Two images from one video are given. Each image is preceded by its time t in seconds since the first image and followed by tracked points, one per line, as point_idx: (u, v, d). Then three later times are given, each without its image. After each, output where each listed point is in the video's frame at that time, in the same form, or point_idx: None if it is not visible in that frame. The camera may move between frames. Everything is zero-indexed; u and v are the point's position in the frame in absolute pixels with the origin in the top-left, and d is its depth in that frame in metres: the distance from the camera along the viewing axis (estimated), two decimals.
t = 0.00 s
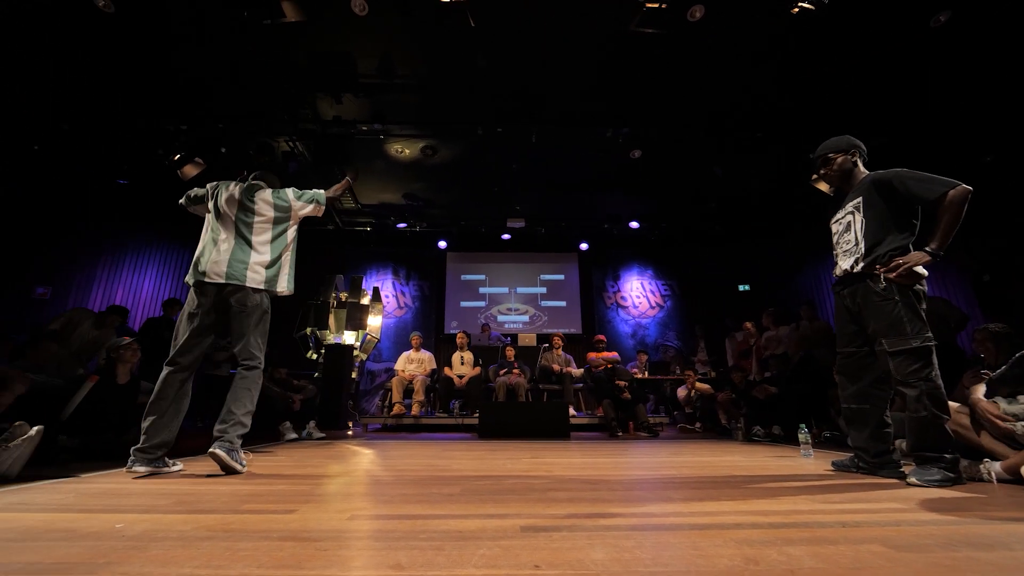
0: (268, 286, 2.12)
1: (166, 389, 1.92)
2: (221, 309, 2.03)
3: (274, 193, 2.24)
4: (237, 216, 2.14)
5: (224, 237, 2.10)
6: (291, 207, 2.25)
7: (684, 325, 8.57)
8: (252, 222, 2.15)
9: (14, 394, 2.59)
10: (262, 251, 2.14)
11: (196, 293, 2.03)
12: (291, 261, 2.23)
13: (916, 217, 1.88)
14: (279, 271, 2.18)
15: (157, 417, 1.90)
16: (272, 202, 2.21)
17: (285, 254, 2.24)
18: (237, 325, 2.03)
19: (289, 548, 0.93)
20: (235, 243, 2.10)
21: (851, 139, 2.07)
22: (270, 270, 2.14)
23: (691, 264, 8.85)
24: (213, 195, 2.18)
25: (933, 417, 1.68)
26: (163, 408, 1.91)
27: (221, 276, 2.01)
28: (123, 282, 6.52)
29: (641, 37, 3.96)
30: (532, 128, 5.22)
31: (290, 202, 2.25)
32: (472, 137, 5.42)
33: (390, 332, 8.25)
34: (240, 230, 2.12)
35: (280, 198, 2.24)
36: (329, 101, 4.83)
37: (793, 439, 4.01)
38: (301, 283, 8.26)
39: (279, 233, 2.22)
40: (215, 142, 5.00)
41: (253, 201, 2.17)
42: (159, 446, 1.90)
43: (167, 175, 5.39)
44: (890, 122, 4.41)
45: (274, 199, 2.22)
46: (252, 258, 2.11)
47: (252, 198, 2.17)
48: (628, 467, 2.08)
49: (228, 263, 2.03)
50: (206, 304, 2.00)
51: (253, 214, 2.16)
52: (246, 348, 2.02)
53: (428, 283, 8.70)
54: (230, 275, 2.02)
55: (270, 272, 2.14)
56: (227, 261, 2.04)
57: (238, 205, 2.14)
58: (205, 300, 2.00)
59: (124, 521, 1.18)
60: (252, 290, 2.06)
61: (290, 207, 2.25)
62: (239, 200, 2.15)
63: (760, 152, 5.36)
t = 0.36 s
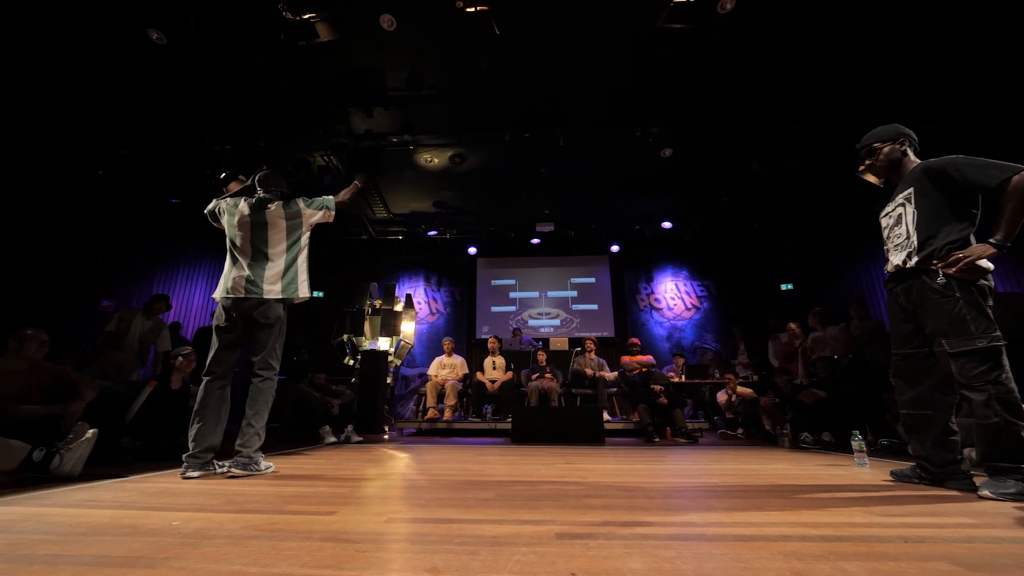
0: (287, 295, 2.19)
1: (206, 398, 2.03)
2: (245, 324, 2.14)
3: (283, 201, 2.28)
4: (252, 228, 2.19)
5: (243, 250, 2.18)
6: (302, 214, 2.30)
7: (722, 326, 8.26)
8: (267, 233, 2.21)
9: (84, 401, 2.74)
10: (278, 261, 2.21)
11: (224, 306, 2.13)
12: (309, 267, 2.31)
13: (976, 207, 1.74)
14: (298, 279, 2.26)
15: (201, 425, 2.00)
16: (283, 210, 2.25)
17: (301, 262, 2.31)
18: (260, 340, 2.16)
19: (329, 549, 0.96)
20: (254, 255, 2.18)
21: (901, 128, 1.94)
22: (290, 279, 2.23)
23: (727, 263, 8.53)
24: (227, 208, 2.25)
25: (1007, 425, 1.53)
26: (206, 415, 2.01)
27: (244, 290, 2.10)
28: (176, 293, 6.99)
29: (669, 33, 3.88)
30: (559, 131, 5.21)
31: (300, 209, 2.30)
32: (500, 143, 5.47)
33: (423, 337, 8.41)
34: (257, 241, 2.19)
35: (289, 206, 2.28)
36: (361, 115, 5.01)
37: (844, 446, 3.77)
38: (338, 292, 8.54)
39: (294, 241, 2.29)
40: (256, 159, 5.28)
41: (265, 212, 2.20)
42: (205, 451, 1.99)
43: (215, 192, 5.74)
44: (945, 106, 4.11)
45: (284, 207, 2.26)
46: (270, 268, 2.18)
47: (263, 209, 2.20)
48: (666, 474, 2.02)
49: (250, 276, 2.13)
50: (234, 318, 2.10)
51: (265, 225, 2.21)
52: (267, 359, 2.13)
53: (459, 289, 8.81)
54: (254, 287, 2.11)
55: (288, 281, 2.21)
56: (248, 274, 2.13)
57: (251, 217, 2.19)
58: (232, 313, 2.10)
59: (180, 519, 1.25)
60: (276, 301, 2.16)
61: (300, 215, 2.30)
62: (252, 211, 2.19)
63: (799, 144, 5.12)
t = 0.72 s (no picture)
0: (321, 304, 2.28)
1: (256, 405, 2.14)
2: (282, 333, 2.25)
3: (311, 211, 2.38)
4: (283, 240, 2.29)
5: (277, 262, 2.29)
6: (329, 223, 2.40)
7: (772, 326, 7.83)
8: (299, 244, 2.31)
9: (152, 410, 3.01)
10: (311, 270, 2.31)
11: (266, 317, 2.27)
12: (339, 274, 2.41)
13: None
14: (330, 286, 2.36)
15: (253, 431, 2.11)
16: (310, 220, 2.34)
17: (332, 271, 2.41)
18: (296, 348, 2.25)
19: (377, 549, 0.99)
20: (288, 266, 2.28)
21: (973, 106, 1.77)
22: (323, 287, 2.32)
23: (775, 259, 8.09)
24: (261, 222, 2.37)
25: None
26: (257, 421, 2.13)
27: (281, 300, 2.21)
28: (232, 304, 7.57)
29: (704, 23, 3.76)
30: (593, 131, 5.15)
31: (328, 218, 2.40)
32: (532, 146, 5.48)
33: (462, 342, 8.54)
34: (291, 253, 2.29)
35: (317, 215, 2.37)
36: (397, 127, 5.18)
37: (916, 453, 3.46)
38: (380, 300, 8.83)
39: (324, 251, 2.39)
40: (302, 175, 5.56)
41: (294, 223, 2.30)
42: (260, 454, 2.12)
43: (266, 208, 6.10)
44: None
45: (311, 217, 2.35)
46: (304, 278, 2.28)
47: (292, 220, 2.31)
48: (714, 481, 1.94)
49: (286, 287, 2.23)
50: (273, 329, 2.22)
51: (296, 235, 2.31)
52: (305, 365, 2.22)
53: (496, 293, 8.88)
54: (289, 297, 2.21)
55: (321, 290, 2.30)
56: (284, 285, 2.23)
57: (282, 229, 2.29)
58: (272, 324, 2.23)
59: (240, 517, 1.32)
60: (311, 309, 2.25)
61: (328, 223, 2.40)
62: (281, 223, 2.29)
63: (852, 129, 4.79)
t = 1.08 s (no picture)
0: (360, 310, 2.30)
1: (304, 409, 2.24)
2: (326, 340, 2.33)
3: (353, 221, 2.46)
4: (326, 249, 2.41)
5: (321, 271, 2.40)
6: (369, 230, 2.44)
7: (826, 323, 7.37)
8: (341, 253, 2.40)
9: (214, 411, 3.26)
10: (351, 278, 2.36)
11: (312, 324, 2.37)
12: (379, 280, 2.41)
13: None
14: (370, 292, 2.37)
15: (302, 433, 2.21)
16: (351, 228, 2.41)
17: (372, 278, 2.43)
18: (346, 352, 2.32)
19: (420, 551, 1.00)
20: (330, 274, 2.37)
21: None
22: (363, 293, 2.34)
23: (827, 252, 7.61)
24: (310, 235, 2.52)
25: None
26: (307, 425, 2.23)
27: (323, 307, 2.29)
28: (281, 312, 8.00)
29: (742, 7, 3.60)
30: (626, 128, 5.05)
31: (368, 225, 2.45)
32: (565, 147, 5.44)
33: (498, 346, 8.59)
34: (333, 262, 2.39)
35: (358, 224, 2.44)
36: (431, 136, 5.30)
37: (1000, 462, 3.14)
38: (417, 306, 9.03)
39: (364, 258, 2.43)
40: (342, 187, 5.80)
41: (336, 233, 2.41)
42: (307, 456, 2.21)
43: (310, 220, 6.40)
44: None
45: (353, 225, 2.42)
46: (345, 286, 2.34)
47: (335, 231, 2.42)
48: (766, 488, 1.83)
49: (327, 294, 2.31)
50: (318, 335, 2.32)
51: (338, 245, 2.41)
52: (355, 367, 2.29)
53: (531, 296, 8.86)
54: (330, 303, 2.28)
55: (360, 296, 2.32)
56: (326, 292, 2.32)
57: (325, 239, 2.41)
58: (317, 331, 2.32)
59: (292, 516, 1.38)
60: (350, 315, 2.28)
61: (368, 230, 2.44)
62: (325, 234, 2.42)
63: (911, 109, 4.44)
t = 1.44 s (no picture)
0: (410, 321, 2.36)
1: (347, 418, 2.31)
2: (376, 350, 2.40)
3: (402, 232, 2.53)
4: (376, 261, 2.48)
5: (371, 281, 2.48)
6: (418, 240, 2.51)
7: (880, 325, 6.90)
8: (390, 264, 2.47)
9: (259, 417, 3.44)
10: (400, 289, 2.43)
11: (362, 334, 2.45)
12: (427, 291, 2.47)
13: None
14: (418, 304, 2.43)
15: (345, 442, 2.27)
16: (401, 240, 2.48)
17: (420, 289, 2.50)
18: (391, 359, 2.34)
19: (458, 561, 1.00)
20: (380, 285, 2.45)
21: None
22: (412, 304, 2.40)
23: (878, 250, 7.15)
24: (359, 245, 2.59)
25: None
26: (351, 433, 2.28)
27: (373, 317, 2.36)
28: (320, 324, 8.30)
29: None
30: (656, 130, 4.96)
31: (417, 236, 2.51)
32: (593, 152, 5.40)
33: (531, 353, 8.57)
34: (383, 273, 2.46)
35: (407, 235, 2.50)
36: (460, 148, 5.41)
37: None
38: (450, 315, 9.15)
39: (412, 269, 2.50)
40: (375, 201, 5.98)
41: (386, 243, 2.48)
42: (348, 465, 2.27)
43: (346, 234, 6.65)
44: None
45: (402, 236, 2.49)
46: (394, 297, 2.40)
47: (385, 242, 2.49)
48: (819, 502, 1.72)
49: (378, 304, 2.38)
50: (369, 346, 2.39)
51: (388, 255, 2.48)
52: (400, 374, 2.31)
53: (562, 302, 8.80)
54: (380, 314, 2.35)
55: (410, 307, 2.39)
56: (376, 303, 2.39)
57: (376, 250, 2.49)
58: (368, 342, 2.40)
59: (333, 524, 1.42)
60: (400, 326, 2.34)
61: (417, 241, 2.51)
62: (376, 245, 2.49)
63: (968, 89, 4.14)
